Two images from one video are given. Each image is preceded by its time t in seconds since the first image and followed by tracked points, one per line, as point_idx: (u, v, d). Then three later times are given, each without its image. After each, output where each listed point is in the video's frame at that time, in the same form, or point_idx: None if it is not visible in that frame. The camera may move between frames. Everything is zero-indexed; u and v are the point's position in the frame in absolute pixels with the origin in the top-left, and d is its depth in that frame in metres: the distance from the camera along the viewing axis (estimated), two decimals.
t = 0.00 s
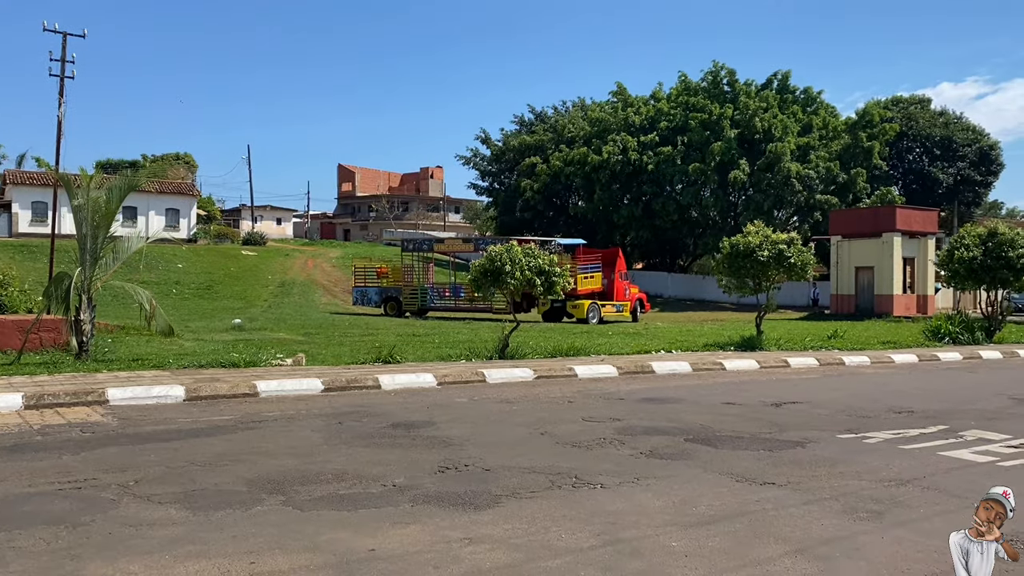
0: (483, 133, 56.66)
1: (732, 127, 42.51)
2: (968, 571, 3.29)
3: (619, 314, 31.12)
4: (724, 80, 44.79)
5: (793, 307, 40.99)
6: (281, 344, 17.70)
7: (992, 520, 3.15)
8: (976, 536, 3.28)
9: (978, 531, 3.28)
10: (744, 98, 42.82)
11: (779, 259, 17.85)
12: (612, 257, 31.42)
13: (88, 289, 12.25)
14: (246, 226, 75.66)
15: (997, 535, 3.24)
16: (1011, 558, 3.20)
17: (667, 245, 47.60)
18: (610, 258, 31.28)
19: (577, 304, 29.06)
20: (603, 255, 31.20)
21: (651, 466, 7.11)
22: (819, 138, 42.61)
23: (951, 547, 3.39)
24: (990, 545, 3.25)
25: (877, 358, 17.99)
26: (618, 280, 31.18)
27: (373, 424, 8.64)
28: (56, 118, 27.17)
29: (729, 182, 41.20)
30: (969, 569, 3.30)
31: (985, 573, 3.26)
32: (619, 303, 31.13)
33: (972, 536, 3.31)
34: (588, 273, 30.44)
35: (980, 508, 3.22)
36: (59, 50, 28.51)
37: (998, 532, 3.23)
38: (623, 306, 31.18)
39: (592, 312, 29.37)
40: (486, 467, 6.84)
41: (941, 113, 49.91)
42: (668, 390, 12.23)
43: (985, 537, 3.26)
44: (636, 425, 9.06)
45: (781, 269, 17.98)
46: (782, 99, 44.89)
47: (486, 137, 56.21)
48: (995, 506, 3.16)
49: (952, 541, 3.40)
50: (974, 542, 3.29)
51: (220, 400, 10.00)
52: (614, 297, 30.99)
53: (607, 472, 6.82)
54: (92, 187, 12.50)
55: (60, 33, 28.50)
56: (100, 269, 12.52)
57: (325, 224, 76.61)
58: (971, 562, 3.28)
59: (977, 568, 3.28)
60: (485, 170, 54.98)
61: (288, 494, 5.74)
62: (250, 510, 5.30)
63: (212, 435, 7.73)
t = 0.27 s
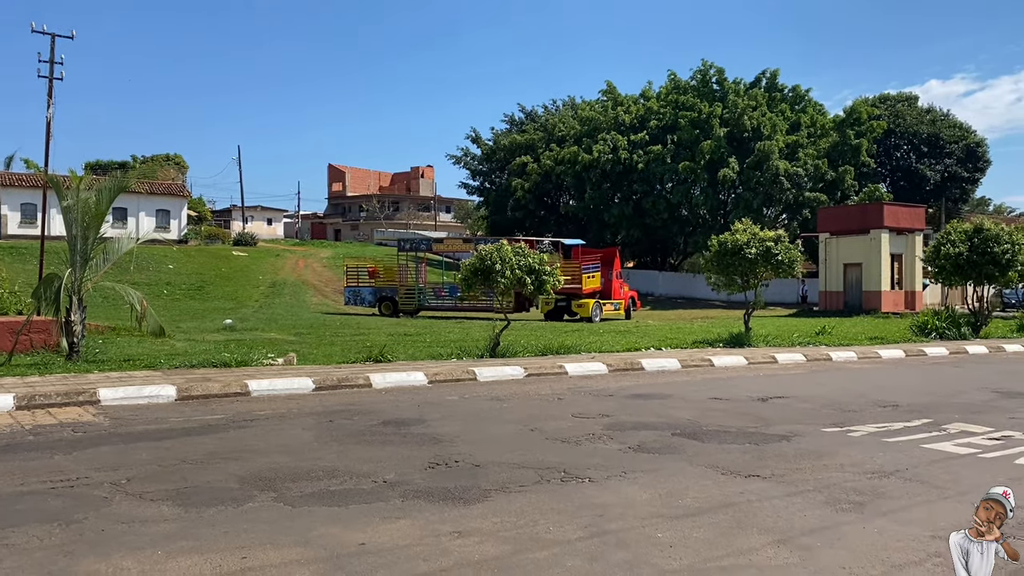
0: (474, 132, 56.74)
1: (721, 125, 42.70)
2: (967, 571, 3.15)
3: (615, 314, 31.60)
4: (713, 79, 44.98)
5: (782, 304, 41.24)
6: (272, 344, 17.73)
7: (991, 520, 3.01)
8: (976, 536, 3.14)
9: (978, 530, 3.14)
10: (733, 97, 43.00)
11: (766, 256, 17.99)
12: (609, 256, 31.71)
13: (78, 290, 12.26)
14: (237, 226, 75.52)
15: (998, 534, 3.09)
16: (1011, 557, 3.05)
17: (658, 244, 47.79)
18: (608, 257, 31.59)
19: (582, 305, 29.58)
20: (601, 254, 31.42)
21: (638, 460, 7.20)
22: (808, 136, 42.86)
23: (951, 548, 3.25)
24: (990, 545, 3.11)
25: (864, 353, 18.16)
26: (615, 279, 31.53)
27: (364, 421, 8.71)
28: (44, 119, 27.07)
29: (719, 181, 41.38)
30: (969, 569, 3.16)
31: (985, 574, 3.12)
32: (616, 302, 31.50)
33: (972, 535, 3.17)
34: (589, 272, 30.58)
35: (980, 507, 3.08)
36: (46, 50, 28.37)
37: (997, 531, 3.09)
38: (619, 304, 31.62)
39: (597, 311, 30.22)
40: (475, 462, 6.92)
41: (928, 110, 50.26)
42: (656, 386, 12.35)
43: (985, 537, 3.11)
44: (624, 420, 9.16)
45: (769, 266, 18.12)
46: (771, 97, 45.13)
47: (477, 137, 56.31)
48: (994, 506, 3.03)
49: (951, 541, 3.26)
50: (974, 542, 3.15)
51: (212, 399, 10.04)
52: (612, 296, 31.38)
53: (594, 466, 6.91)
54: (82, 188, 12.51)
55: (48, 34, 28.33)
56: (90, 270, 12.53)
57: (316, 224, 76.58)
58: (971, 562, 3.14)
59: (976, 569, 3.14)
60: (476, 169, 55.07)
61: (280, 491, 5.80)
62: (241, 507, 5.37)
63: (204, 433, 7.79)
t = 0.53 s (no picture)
0: (467, 133, 56.81)
1: (714, 124, 42.81)
2: (968, 571, 3.19)
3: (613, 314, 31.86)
4: (705, 78, 45.11)
5: (776, 303, 41.39)
6: (266, 347, 17.75)
7: (992, 520, 3.05)
8: (976, 537, 3.19)
9: (978, 531, 3.19)
10: (725, 95, 43.11)
11: (759, 255, 18.07)
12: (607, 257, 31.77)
13: (72, 295, 12.28)
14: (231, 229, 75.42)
15: (998, 534, 3.14)
16: (1012, 557, 3.10)
17: (652, 243, 47.90)
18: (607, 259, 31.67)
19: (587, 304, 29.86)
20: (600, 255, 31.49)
21: (630, 459, 7.27)
22: (800, 134, 43.01)
23: (951, 547, 3.30)
24: (989, 545, 3.15)
25: (857, 351, 18.26)
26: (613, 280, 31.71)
27: (358, 423, 8.76)
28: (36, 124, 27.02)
29: (712, 179, 41.48)
30: (969, 569, 3.20)
31: (985, 573, 3.16)
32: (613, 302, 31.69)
33: (972, 535, 3.22)
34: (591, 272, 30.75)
35: (981, 508, 3.13)
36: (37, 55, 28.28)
37: (998, 532, 3.13)
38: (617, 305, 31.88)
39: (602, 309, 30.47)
40: (469, 462, 6.97)
41: (920, 108, 50.45)
42: (650, 385, 12.41)
43: (985, 537, 3.16)
44: (616, 420, 9.22)
45: (761, 264, 18.19)
46: (763, 95, 45.28)
47: (470, 138, 56.37)
48: (995, 506, 3.06)
49: (952, 541, 3.30)
50: (974, 542, 3.20)
51: (206, 402, 10.08)
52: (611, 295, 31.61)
53: (586, 465, 6.98)
54: (75, 193, 12.52)
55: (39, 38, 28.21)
56: (84, 275, 12.55)
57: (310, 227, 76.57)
58: (971, 562, 3.18)
59: (977, 568, 3.18)
60: (469, 170, 55.12)
61: (274, 492, 5.85)
62: (236, 509, 5.42)
63: (198, 437, 7.84)
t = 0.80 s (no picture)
0: (466, 137, 56.93)
1: (713, 125, 42.85)
2: (968, 571, 3.22)
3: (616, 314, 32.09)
4: (704, 79, 45.17)
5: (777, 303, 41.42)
6: (269, 353, 17.78)
7: (992, 520, 3.08)
8: (976, 537, 3.21)
9: (979, 530, 3.21)
10: (724, 96, 43.16)
11: (758, 256, 18.10)
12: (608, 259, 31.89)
13: (75, 304, 12.33)
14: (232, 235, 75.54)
15: (998, 534, 3.16)
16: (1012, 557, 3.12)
17: (652, 244, 47.94)
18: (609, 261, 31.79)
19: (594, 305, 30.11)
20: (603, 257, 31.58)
21: (631, 462, 7.30)
22: (799, 135, 43.05)
23: (951, 548, 3.32)
24: (990, 545, 3.18)
25: (857, 351, 18.28)
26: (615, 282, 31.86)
27: (360, 429, 8.80)
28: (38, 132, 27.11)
29: (712, 181, 41.49)
30: (969, 569, 3.23)
31: (985, 574, 3.19)
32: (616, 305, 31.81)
33: (972, 535, 3.24)
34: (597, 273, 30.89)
35: (981, 508, 3.16)
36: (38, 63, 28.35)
37: (998, 532, 3.16)
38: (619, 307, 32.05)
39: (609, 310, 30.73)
40: (470, 468, 7.00)
41: (919, 107, 50.49)
42: (650, 388, 12.44)
43: (985, 537, 3.19)
44: (617, 423, 9.26)
45: (761, 265, 18.23)
46: (761, 96, 45.34)
47: (470, 141, 56.49)
48: (995, 506, 3.09)
49: (952, 542, 3.33)
50: (974, 542, 3.22)
51: (209, 409, 10.11)
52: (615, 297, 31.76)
53: (588, 469, 7.00)
54: (76, 202, 12.57)
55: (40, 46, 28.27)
56: (86, 283, 12.59)
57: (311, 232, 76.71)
58: (971, 562, 3.21)
59: (977, 569, 3.21)
60: (469, 173, 55.21)
61: (278, 500, 5.89)
62: (239, 516, 5.45)
63: (201, 444, 7.88)
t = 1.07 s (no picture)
0: (470, 140, 57.01)
1: (717, 126, 42.80)
2: (967, 571, 3.21)
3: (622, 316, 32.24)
4: (708, 81, 45.14)
5: (783, 304, 41.36)
6: (275, 358, 17.81)
7: (991, 520, 3.08)
8: (975, 536, 3.21)
9: (978, 530, 3.21)
10: (727, 98, 43.12)
11: (764, 258, 18.07)
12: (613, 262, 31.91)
13: (82, 311, 12.37)
14: (237, 240, 75.73)
15: (998, 534, 3.15)
16: (1011, 557, 3.12)
17: (656, 245, 47.91)
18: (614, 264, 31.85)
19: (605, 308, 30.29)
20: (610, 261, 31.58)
21: (638, 466, 7.31)
22: (803, 135, 42.98)
23: (950, 548, 3.32)
24: (990, 545, 3.17)
25: (864, 352, 18.24)
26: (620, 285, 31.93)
27: (368, 433, 8.82)
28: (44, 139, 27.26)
29: (716, 182, 41.43)
30: (969, 569, 3.22)
31: (984, 573, 3.18)
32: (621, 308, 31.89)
33: (972, 535, 3.24)
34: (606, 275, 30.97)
35: (980, 507, 3.16)
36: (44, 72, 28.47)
37: (998, 531, 3.15)
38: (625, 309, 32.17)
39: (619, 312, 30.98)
40: (478, 472, 7.01)
41: (923, 107, 50.36)
42: (657, 391, 12.44)
43: (985, 537, 3.18)
44: (624, 426, 9.26)
45: (767, 267, 18.20)
46: (765, 97, 45.31)
47: (474, 145, 56.56)
48: (995, 506, 3.09)
49: (951, 541, 3.33)
50: (974, 542, 3.21)
51: (216, 415, 10.14)
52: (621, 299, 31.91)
53: (595, 473, 7.00)
54: (83, 210, 12.64)
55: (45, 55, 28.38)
56: (93, 291, 12.64)
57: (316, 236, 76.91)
58: (971, 562, 3.20)
59: (977, 568, 3.20)
60: (473, 177, 55.26)
61: (286, 505, 5.91)
62: (248, 522, 5.47)
63: (209, 450, 7.89)
